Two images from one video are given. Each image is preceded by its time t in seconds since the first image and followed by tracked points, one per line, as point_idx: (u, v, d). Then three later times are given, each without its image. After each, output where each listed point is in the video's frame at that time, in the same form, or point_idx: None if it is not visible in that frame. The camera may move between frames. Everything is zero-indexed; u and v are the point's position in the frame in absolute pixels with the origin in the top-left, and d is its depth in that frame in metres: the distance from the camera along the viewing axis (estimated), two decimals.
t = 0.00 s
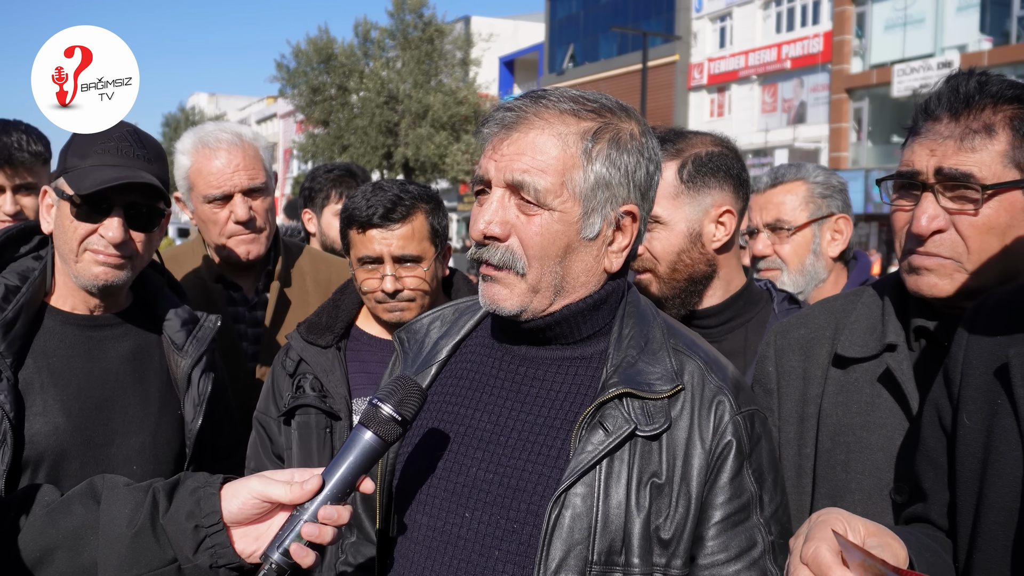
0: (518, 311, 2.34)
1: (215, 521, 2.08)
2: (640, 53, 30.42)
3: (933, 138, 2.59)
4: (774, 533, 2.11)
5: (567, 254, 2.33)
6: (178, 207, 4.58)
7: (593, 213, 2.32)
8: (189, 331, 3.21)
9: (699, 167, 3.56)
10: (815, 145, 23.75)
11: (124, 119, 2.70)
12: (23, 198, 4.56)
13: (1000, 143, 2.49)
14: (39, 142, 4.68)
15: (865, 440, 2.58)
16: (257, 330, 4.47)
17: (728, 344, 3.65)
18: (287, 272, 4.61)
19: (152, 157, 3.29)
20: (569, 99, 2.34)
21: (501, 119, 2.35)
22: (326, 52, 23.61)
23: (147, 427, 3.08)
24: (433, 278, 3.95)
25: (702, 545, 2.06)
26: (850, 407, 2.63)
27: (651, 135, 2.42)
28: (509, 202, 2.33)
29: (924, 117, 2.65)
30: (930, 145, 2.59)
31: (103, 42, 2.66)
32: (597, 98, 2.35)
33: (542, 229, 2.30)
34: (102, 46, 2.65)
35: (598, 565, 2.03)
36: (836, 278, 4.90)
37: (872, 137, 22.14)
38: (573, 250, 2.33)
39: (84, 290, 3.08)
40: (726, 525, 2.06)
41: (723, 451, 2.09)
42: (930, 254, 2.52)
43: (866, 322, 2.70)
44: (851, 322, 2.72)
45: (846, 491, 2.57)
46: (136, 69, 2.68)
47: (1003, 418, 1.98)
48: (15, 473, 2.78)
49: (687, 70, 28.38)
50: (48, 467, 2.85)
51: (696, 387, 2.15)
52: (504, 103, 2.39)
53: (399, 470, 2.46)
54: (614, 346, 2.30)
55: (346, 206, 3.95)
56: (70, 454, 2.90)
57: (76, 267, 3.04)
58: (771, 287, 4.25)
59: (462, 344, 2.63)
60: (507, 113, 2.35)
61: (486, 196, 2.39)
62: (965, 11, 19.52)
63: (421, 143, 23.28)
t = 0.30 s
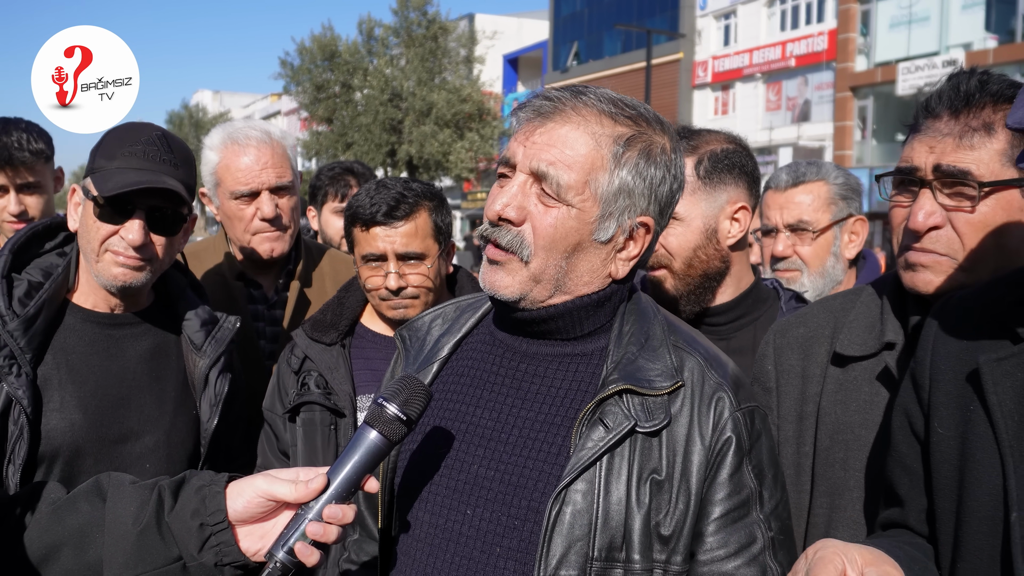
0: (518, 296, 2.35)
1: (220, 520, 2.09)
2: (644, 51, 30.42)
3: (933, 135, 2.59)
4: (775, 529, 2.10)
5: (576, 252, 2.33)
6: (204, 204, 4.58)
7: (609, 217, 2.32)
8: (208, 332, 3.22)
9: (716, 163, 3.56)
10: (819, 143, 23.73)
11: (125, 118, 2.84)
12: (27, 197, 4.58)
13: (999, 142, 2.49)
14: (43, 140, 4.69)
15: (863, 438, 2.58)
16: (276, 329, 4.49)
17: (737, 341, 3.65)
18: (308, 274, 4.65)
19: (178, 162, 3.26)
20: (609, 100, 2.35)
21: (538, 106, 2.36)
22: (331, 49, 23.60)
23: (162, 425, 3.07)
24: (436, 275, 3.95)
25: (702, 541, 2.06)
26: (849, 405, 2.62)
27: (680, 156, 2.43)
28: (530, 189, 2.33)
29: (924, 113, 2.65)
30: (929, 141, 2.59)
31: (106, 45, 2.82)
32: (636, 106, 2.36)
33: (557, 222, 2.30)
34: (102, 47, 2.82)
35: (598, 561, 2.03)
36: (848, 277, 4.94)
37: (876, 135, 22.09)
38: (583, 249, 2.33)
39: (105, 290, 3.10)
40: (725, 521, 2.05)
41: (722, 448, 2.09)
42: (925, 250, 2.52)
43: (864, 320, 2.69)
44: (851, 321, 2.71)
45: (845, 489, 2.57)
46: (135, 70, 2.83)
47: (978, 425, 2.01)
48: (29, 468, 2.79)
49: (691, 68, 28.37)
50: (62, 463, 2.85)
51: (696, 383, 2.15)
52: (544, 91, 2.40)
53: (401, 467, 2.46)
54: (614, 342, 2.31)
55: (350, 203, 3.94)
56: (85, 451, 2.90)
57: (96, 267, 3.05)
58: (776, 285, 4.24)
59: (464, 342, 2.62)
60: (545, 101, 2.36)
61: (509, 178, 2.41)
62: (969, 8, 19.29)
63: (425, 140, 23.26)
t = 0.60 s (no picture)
0: (530, 292, 2.34)
1: (219, 518, 2.09)
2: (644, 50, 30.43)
3: (930, 129, 2.60)
4: (778, 531, 2.09)
5: (592, 246, 2.34)
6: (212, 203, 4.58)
7: (623, 213, 2.33)
8: (201, 329, 3.20)
9: (723, 160, 3.55)
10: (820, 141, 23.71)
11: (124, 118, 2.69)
12: (37, 198, 4.57)
13: (995, 137, 2.48)
14: (55, 141, 4.69)
15: (859, 434, 2.56)
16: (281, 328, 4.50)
17: (742, 339, 3.65)
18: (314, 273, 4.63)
19: (160, 156, 3.25)
20: (625, 97, 2.36)
21: (555, 101, 2.37)
22: (331, 48, 23.59)
23: (159, 423, 3.07)
24: (441, 275, 3.95)
25: (706, 541, 2.05)
26: (845, 401, 2.61)
27: (692, 154, 2.45)
28: (545, 184, 2.34)
29: (924, 109, 2.65)
30: (926, 136, 2.59)
31: (103, 43, 2.66)
32: (652, 103, 2.37)
33: (572, 216, 2.31)
34: (102, 46, 2.64)
35: (604, 559, 2.03)
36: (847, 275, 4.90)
37: (877, 133, 22.06)
38: (598, 243, 2.34)
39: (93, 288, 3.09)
40: (730, 521, 2.05)
41: (728, 448, 2.08)
42: (918, 243, 2.51)
43: (860, 317, 2.70)
44: (846, 319, 2.71)
45: (841, 484, 2.54)
46: (136, 69, 2.67)
47: (1000, 427, 1.98)
48: (27, 467, 2.79)
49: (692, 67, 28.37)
50: (59, 462, 2.86)
51: (703, 383, 2.15)
52: (560, 86, 2.41)
53: (405, 463, 2.45)
54: (622, 341, 2.31)
55: (355, 203, 3.94)
56: (81, 450, 2.91)
57: (82, 265, 3.05)
58: (782, 284, 4.22)
59: (469, 339, 2.62)
60: (561, 96, 2.36)
61: (523, 173, 2.42)
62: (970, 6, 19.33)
63: (425, 139, 23.26)
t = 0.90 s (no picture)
0: (530, 295, 2.35)
1: (220, 520, 2.09)
2: (644, 49, 30.44)
3: (935, 129, 2.59)
4: (779, 526, 2.10)
5: (589, 247, 2.34)
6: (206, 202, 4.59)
7: (620, 213, 2.33)
8: (197, 328, 3.21)
9: (726, 161, 3.56)
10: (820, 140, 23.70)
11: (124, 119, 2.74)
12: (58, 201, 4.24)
13: (1000, 137, 2.50)
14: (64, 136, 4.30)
15: (862, 431, 2.54)
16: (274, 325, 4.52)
17: (745, 339, 3.63)
18: (310, 270, 4.64)
19: (155, 156, 3.27)
20: (619, 97, 2.35)
21: (549, 103, 2.36)
22: (331, 48, 23.58)
23: (154, 423, 3.08)
24: (443, 274, 3.94)
25: (708, 537, 2.06)
26: (848, 399, 2.60)
27: (686, 151, 2.45)
28: (542, 186, 2.33)
29: (928, 108, 2.65)
30: (931, 135, 2.59)
31: (103, 43, 2.70)
32: (645, 102, 2.37)
33: (569, 218, 2.31)
34: (102, 46, 2.68)
35: (605, 556, 2.03)
36: (833, 273, 4.83)
37: (877, 132, 22.07)
38: (595, 244, 2.34)
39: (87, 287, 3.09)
40: (731, 517, 2.05)
41: (728, 445, 2.08)
42: (922, 245, 2.50)
43: (863, 315, 2.69)
44: (849, 316, 2.71)
45: (844, 482, 2.53)
46: (136, 69, 2.71)
47: None
48: (21, 469, 2.80)
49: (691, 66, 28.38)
50: (52, 463, 2.86)
51: (703, 380, 2.15)
52: (553, 88, 2.40)
53: (406, 463, 2.45)
54: (622, 340, 2.31)
55: (357, 202, 3.95)
56: (74, 451, 2.90)
57: (76, 264, 3.04)
58: (785, 284, 4.22)
59: (469, 338, 2.62)
60: (555, 98, 2.36)
61: (519, 176, 2.41)
62: (970, 5, 19.32)
63: (425, 139, 23.26)
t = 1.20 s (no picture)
0: (521, 312, 2.32)
1: (212, 523, 2.06)
2: (634, 48, 30.45)
3: (931, 130, 2.57)
4: (775, 525, 2.09)
5: (575, 262, 2.30)
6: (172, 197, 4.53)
7: (604, 224, 2.29)
8: (182, 324, 3.15)
9: (713, 158, 3.53)
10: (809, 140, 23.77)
11: (124, 118, 2.79)
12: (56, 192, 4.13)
13: (997, 140, 2.47)
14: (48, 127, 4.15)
15: (850, 437, 2.52)
16: (251, 319, 4.50)
17: (727, 338, 3.64)
18: (281, 260, 4.59)
19: (134, 149, 3.19)
20: (590, 103, 2.29)
21: (520, 119, 2.29)
22: (320, 45, 23.47)
23: (139, 417, 3.04)
24: (434, 272, 3.91)
25: (703, 537, 2.04)
26: (836, 403, 2.58)
27: (669, 146, 2.39)
28: (520, 207, 2.29)
29: (925, 107, 2.63)
30: (927, 137, 2.57)
31: (103, 43, 2.72)
32: (619, 105, 2.31)
33: (553, 236, 2.27)
34: (102, 46, 2.71)
35: (595, 555, 2.01)
36: (817, 273, 4.79)
37: (866, 132, 22.16)
38: (581, 259, 2.30)
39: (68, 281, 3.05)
40: (727, 517, 2.03)
41: (723, 444, 2.06)
42: (917, 250, 2.50)
43: (853, 318, 2.68)
44: (839, 318, 2.69)
45: (831, 489, 2.52)
46: (136, 69, 2.73)
47: None
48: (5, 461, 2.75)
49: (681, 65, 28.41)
50: (37, 457, 2.81)
51: (697, 379, 2.13)
52: (524, 103, 2.33)
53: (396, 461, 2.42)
54: (615, 338, 2.29)
55: (347, 198, 3.91)
56: (59, 445, 2.86)
57: (55, 257, 3.01)
58: (771, 283, 4.23)
59: (461, 335, 2.59)
60: (526, 113, 2.29)
61: (498, 194, 2.37)
62: (960, 6, 19.39)
63: (415, 136, 23.14)
